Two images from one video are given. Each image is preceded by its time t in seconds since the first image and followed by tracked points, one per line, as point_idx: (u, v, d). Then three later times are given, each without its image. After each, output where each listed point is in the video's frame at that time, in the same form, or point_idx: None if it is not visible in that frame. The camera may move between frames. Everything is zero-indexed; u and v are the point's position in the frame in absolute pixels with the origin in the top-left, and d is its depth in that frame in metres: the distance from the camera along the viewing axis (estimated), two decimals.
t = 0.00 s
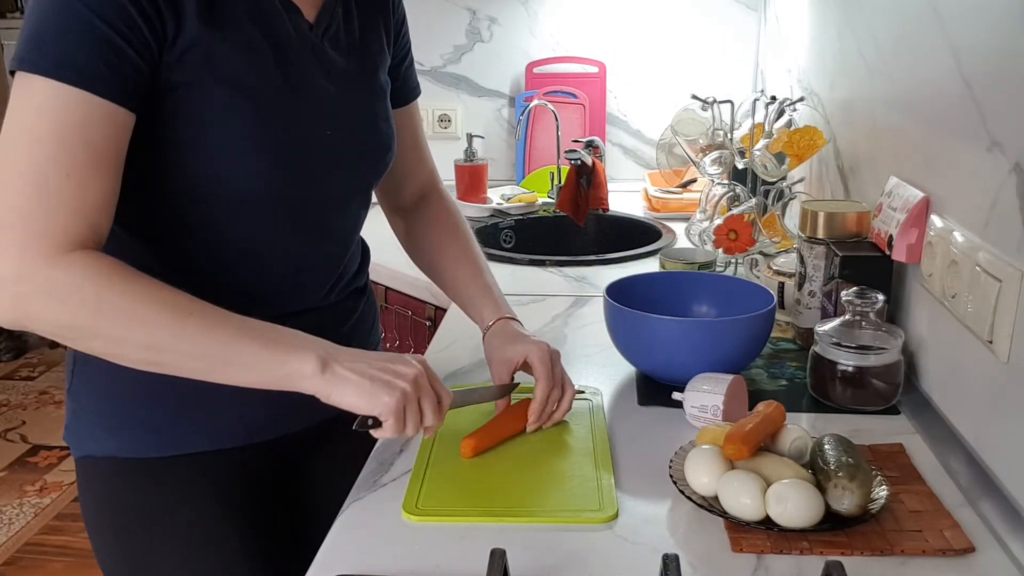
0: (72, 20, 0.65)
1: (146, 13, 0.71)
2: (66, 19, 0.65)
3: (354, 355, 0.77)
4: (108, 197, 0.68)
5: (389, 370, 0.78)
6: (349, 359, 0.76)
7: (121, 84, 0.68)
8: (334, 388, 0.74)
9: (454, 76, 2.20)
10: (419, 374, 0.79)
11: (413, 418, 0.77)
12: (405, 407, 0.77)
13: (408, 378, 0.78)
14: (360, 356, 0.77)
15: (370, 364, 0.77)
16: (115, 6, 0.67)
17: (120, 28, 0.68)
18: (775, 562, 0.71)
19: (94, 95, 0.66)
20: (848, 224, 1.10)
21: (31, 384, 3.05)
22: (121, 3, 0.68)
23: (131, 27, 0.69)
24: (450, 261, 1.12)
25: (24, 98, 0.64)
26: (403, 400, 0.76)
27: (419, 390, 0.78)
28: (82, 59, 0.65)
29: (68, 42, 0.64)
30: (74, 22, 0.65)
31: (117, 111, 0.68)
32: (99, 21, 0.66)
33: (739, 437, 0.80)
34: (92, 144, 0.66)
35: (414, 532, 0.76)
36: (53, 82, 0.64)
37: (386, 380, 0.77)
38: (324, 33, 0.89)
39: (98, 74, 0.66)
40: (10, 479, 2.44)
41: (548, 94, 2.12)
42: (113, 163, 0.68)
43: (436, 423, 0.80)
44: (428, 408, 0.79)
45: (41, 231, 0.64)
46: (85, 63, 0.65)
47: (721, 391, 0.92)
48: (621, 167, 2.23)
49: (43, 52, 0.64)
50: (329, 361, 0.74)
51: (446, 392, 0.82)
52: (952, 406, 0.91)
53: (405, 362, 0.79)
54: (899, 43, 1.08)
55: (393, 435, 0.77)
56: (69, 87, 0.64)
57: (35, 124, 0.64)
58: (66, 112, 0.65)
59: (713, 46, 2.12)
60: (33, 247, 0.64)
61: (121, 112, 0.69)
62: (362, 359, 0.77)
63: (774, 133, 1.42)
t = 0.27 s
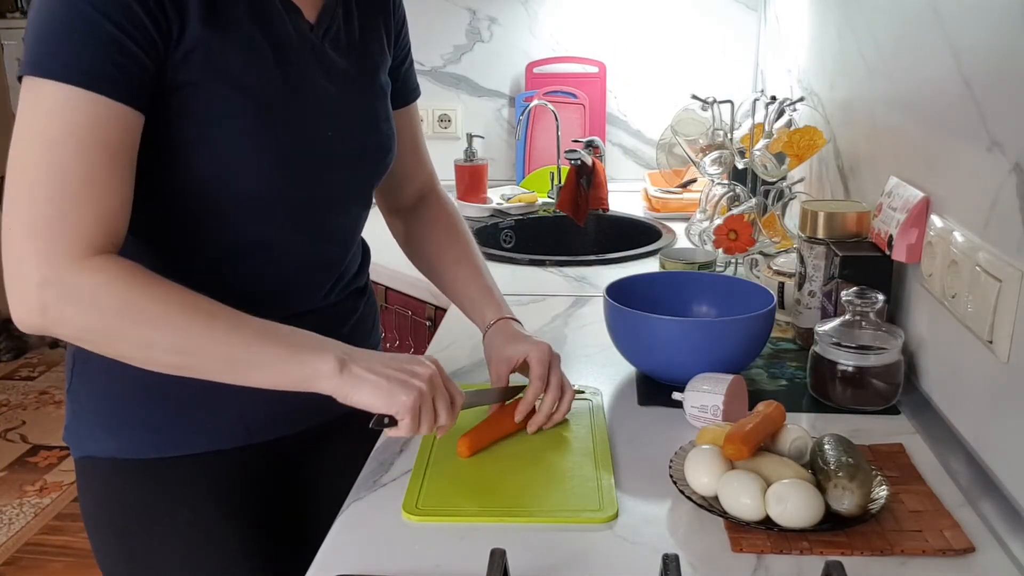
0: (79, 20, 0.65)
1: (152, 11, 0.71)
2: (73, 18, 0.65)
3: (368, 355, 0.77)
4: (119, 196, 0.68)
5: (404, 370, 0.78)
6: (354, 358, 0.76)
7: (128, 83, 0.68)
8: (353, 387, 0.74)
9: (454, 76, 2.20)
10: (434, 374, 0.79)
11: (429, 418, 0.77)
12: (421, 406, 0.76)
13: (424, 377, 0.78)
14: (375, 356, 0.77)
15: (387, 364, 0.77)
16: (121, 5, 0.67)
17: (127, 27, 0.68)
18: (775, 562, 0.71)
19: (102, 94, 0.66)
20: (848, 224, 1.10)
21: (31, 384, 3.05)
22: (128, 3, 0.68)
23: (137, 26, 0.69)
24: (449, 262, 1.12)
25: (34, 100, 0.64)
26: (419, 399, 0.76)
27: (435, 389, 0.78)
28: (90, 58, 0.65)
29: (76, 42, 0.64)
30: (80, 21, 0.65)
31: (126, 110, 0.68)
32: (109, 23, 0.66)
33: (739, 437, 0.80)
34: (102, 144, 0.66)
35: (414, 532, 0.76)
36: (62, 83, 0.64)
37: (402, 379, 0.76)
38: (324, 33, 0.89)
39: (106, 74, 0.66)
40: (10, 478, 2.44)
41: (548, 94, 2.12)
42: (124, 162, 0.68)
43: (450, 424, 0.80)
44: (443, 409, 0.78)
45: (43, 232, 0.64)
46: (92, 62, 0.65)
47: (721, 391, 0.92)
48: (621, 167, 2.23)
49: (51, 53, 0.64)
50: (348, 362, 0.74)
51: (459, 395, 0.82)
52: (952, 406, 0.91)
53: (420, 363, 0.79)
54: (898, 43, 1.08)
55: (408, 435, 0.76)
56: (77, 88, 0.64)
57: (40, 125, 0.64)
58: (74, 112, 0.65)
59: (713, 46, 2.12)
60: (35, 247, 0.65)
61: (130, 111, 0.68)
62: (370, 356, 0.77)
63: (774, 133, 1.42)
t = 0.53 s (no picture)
0: (81, 19, 0.65)
1: (153, 10, 0.71)
2: (75, 18, 0.65)
3: (369, 354, 0.77)
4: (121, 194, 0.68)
5: (405, 369, 0.78)
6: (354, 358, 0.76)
7: (130, 82, 0.68)
8: (354, 386, 0.74)
9: (454, 77, 2.20)
10: (435, 373, 0.79)
11: (429, 417, 0.77)
12: (422, 405, 0.77)
13: (425, 376, 0.78)
14: (377, 356, 0.78)
15: (388, 362, 0.78)
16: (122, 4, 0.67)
17: (128, 25, 0.68)
18: (775, 562, 0.71)
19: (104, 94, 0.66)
20: (848, 224, 1.10)
21: (31, 384, 3.05)
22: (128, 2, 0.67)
23: (138, 25, 0.69)
24: (449, 262, 1.12)
25: (36, 99, 0.64)
26: (420, 398, 0.76)
27: (435, 388, 0.79)
28: (93, 58, 0.65)
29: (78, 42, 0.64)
30: (82, 21, 0.65)
31: (128, 109, 0.68)
32: (110, 22, 0.66)
33: (739, 437, 0.80)
34: (105, 143, 0.66)
35: (414, 533, 0.76)
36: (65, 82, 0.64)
37: (403, 377, 0.77)
38: (324, 34, 0.89)
39: (108, 73, 0.65)
40: (10, 478, 2.44)
41: (548, 94, 2.12)
42: (126, 162, 0.68)
43: (450, 424, 0.80)
44: (442, 409, 0.79)
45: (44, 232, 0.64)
46: (94, 62, 0.65)
47: (721, 391, 0.92)
48: (621, 167, 2.23)
49: (54, 53, 0.64)
50: (349, 360, 0.75)
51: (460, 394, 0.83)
52: (952, 406, 0.91)
53: (422, 362, 0.80)
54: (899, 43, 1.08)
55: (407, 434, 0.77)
56: (80, 87, 0.64)
57: (42, 125, 0.64)
58: (76, 112, 0.64)
59: (713, 46, 2.12)
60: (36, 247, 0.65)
61: (133, 110, 0.68)
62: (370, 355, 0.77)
63: (774, 133, 1.42)
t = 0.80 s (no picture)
0: (81, 18, 0.65)
1: (152, 10, 0.71)
2: (75, 17, 0.65)
3: (368, 354, 0.77)
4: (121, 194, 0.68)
5: (405, 368, 0.78)
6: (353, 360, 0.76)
7: (130, 82, 0.68)
8: (353, 384, 0.74)
9: (454, 77, 2.20)
10: (434, 373, 0.79)
11: (428, 416, 0.77)
12: (421, 404, 0.77)
13: (424, 376, 0.78)
14: (377, 355, 0.78)
15: (388, 362, 0.78)
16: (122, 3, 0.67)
17: (128, 25, 0.68)
18: (775, 562, 0.71)
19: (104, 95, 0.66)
20: (848, 224, 1.10)
21: (31, 384, 3.05)
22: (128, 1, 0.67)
23: (138, 25, 0.69)
24: (448, 262, 1.12)
25: (36, 99, 0.64)
26: (419, 397, 0.76)
27: (434, 388, 0.78)
28: (93, 57, 0.65)
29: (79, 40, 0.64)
30: (83, 19, 0.65)
31: (128, 110, 0.68)
32: (109, 21, 0.66)
33: (739, 437, 0.80)
34: (104, 143, 0.66)
35: (414, 533, 0.76)
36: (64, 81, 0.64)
37: (403, 377, 0.77)
38: (323, 34, 0.89)
39: (108, 73, 0.66)
40: (10, 478, 2.44)
41: (548, 94, 2.12)
42: (125, 161, 0.68)
43: (448, 424, 0.80)
44: (441, 408, 0.79)
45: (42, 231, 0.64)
46: (94, 60, 0.65)
47: (721, 391, 0.92)
48: (621, 167, 2.23)
49: (53, 51, 0.64)
50: (349, 359, 0.75)
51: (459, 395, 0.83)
52: (953, 406, 0.90)
53: (421, 362, 0.80)
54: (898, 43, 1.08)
55: (406, 433, 0.77)
56: (80, 87, 0.64)
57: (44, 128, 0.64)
58: (76, 111, 0.64)
59: (713, 46, 2.12)
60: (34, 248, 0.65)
61: (131, 111, 0.69)
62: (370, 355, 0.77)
63: (774, 133, 1.42)
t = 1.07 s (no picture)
0: (81, 18, 0.65)
1: (151, 9, 0.71)
2: (75, 17, 0.65)
3: (368, 355, 0.77)
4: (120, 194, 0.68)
5: (404, 369, 0.78)
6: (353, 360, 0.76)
7: (130, 82, 0.68)
8: (353, 385, 0.74)
9: (454, 77, 2.20)
10: (433, 374, 0.79)
11: (426, 418, 0.77)
12: (419, 406, 0.77)
13: (423, 377, 0.78)
14: (376, 357, 0.78)
15: (386, 363, 0.78)
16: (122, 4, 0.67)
17: (128, 26, 0.68)
18: (775, 562, 0.71)
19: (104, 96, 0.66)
20: (848, 224, 1.10)
21: (31, 384, 3.05)
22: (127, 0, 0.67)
23: (138, 25, 0.69)
24: (448, 262, 1.12)
25: (36, 99, 0.64)
26: (418, 399, 0.76)
27: (433, 390, 0.78)
28: (93, 57, 0.65)
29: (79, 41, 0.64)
30: (83, 20, 0.65)
31: (128, 110, 0.68)
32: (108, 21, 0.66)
33: (739, 437, 0.80)
34: (106, 143, 0.66)
35: (414, 533, 0.76)
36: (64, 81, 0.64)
37: (401, 378, 0.77)
38: (322, 35, 0.89)
39: (108, 73, 0.66)
40: (10, 479, 2.44)
41: (548, 94, 2.12)
42: (126, 161, 0.68)
43: (446, 426, 0.80)
44: (440, 410, 0.79)
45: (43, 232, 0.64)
46: (95, 61, 0.65)
47: (721, 391, 0.92)
48: (621, 167, 2.23)
49: (54, 52, 0.64)
50: (348, 361, 0.75)
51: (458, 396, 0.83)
52: (952, 406, 0.91)
53: (421, 364, 0.80)
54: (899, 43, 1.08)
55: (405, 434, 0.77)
56: (79, 87, 0.64)
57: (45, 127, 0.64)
58: (77, 111, 0.65)
59: (714, 46, 2.12)
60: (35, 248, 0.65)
61: (132, 111, 0.69)
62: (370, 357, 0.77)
63: (774, 133, 1.42)
